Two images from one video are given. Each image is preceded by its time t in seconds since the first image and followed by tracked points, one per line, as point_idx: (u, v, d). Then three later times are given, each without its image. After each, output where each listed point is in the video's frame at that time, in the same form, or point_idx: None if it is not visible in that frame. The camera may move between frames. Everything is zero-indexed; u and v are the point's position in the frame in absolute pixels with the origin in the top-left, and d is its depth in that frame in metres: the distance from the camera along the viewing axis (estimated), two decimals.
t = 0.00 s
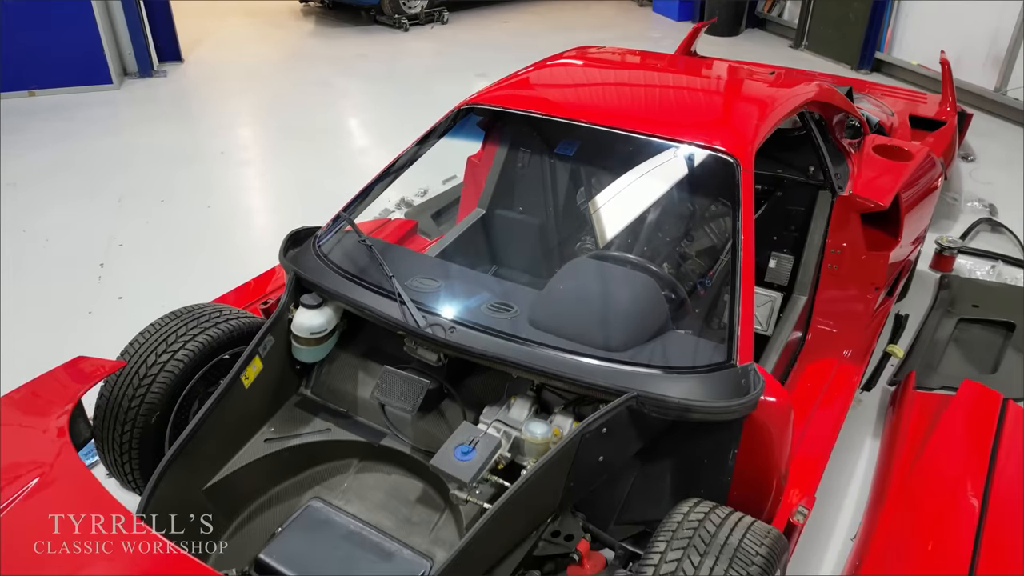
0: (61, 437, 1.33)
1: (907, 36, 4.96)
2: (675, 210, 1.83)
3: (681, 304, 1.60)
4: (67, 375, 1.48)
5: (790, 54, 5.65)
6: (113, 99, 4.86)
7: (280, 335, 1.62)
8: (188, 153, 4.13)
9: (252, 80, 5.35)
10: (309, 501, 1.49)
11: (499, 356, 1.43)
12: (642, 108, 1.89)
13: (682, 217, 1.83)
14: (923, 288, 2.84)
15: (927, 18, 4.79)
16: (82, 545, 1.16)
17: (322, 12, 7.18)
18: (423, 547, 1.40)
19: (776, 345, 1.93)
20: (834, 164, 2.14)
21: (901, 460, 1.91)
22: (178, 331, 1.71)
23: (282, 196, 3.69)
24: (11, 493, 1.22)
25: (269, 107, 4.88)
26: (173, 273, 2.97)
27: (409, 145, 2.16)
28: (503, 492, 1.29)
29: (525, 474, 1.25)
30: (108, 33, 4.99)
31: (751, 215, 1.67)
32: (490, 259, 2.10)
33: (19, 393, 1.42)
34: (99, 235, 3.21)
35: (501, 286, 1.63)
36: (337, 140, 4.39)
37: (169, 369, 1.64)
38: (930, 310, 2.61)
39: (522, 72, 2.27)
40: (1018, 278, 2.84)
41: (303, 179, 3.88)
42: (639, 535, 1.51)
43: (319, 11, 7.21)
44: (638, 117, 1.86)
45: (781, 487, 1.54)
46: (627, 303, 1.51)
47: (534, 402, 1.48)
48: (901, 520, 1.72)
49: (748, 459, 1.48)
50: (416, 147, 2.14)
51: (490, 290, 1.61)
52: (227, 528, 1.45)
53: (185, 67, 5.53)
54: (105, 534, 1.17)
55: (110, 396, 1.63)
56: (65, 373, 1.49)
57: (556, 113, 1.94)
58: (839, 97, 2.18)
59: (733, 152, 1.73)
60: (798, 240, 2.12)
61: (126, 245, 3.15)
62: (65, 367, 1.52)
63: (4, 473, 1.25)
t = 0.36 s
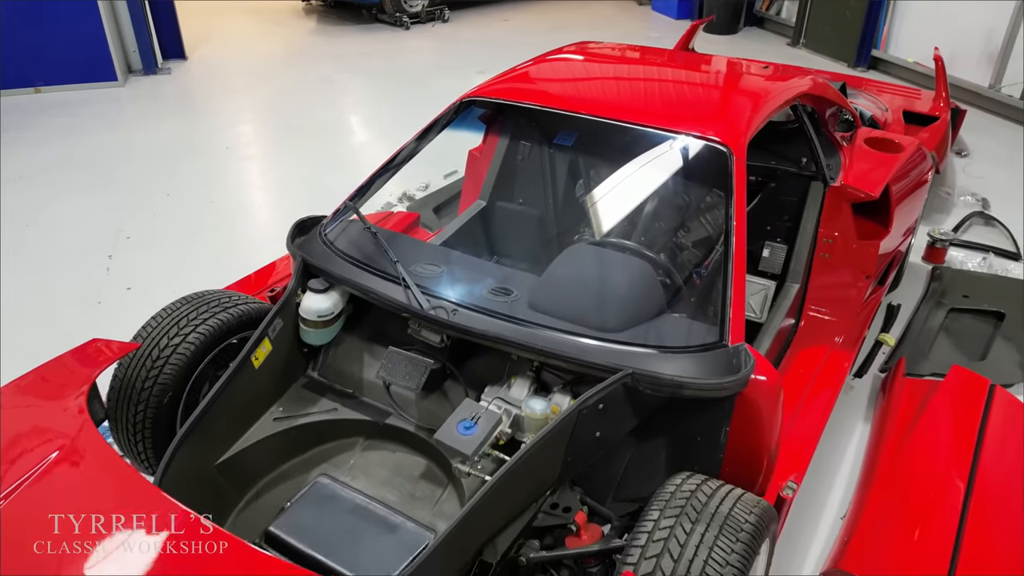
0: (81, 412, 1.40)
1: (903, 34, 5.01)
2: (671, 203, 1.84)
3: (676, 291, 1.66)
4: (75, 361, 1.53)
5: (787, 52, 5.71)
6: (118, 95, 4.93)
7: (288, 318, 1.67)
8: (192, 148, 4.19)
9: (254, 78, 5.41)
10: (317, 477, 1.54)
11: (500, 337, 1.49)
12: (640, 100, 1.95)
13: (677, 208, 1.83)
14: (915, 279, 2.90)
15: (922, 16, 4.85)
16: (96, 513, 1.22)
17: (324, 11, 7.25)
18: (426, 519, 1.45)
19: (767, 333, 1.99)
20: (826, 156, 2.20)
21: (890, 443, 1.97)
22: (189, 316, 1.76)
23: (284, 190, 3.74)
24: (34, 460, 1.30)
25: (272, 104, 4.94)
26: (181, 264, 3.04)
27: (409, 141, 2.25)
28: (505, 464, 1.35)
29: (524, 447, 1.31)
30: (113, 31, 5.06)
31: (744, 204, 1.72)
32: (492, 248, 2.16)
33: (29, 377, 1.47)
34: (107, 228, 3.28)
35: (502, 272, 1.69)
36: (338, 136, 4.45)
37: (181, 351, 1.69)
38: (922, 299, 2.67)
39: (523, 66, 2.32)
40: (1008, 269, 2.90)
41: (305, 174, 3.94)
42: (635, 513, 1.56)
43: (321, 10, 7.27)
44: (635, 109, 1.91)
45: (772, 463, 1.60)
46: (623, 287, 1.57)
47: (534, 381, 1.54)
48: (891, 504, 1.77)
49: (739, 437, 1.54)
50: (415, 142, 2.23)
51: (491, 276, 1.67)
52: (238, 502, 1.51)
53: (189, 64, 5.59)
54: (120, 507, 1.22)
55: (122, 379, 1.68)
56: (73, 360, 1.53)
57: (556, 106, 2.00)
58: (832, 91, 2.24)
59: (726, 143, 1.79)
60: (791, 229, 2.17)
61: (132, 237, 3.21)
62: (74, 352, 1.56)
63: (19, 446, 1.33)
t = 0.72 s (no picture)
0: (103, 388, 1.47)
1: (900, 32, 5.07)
2: (666, 194, 1.90)
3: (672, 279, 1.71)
4: (80, 346, 1.56)
5: (785, 50, 5.76)
6: (123, 92, 4.98)
7: (297, 302, 1.73)
8: (196, 143, 4.25)
9: (257, 75, 5.46)
10: (325, 454, 1.60)
11: (501, 318, 1.55)
12: (636, 92, 2.00)
13: (673, 200, 1.90)
14: (908, 270, 2.96)
15: (918, 13, 4.91)
16: (115, 477, 1.28)
17: (325, 9, 7.30)
18: (431, 495, 1.50)
19: (761, 318, 2.04)
20: (819, 148, 2.25)
21: (881, 423, 2.04)
22: (199, 302, 1.82)
23: (288, 185, 3.80)
24: (58, 425, 1.38)
25: (275, 101, 4.99)
26: (187, 257, 3.10)
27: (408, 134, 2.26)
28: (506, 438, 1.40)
29: (525, 422, 1.36)
30: (118, 28, 5.11)
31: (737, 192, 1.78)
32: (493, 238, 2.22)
33: (38, 363, 1.50)
34: (115, 222, 3.34)
35: (503, 259, 1.74)
36: (340, 132, 4.51)
37: (193, 335, 1.75)
38: (916, 288, 2.73)
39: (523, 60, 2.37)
40: (1000, 260, 2.96)
41: (308, 169, 3.99)
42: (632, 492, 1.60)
43: (323, 8, 7.32)
44: (631, 99, 1.96)
45: (764, 441, 1.66)
46: (620, 272, 1.62)
47: (534, 362, 1.60)
48: (881, 480, 1.83)
49: (732, 416, 1.59)
50: (416, 136, 2.25)
51: (492, 262, 1.72)
52: (250, 478, 1.56)
53: (192, 62, 5.65)
54: (136, 470, 1.30)
55: (136, 362, 1.74)
56: (82, 347, 1.56)
57: (555, 97, 2.05)
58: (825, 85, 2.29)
59: (720, 133, 1.84)
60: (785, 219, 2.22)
61: (140, 230, 3.28)
62: (81, 338, 1.60)
63: (27, 424, 1.37)
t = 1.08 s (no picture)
0: (115, 366, 1.55)
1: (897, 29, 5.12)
2: (664, 185, 1.92)
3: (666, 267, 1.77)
4: (87, 334, 1.63)
5: (783, 47, 5.81)
6: (128, 89, 5.05)
7: (305, 288, 1.79)
8: (201, 139, 4.31)
9: (260, 72, 5.52)
10: (332, 434, 1.65)
11: (503, 300, 1.61)
12: (634, 85, 2.06)
13: (671, 190, 1.92)
14: (902, 262, 3.01)
15: (915, 11, 4.96)
16: (139, 449, 1.35)
17: (327, 8, 7.37)
18: (435, 472, 1.55)
19: (756, 305, 2.07)
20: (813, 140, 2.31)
21: (872, 407, 2.09)
22: (210, 288, 1.87)
23: (291, 180, 3.86)
24: (64, 401, 1.45)
25: (278, 98, 5.05)
26: (193, 248, 3.16)
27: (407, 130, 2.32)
28: (507, 414, 1.45)
29: (527, 398, 1.42)
30: (124, 26, 5.18)
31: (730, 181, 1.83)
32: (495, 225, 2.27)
33: (48, 351, 1.58)
34: (122, 215, 3.40)
35: (504, 245, 1.80)
36: (342, 128, 4.56)
37: (204, 319, 1.80)
38: (910, 278, 2.78)
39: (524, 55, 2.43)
40: (991, 253, 3.02)
41: (311, 165, 4.05)
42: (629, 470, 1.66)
43: (325, 7, 7.39)
44: (629, 92, 2.02)
45: (756, 420, 1.72)
46: (617, 257, 1.68)
47: (535, 345, 1.66)
48: (871, 461, 1.89)
49: (726, 395, 1.65)
50: (415, 131, 2.30)
51: (494, 249, 1.78)
52: (260, 455, 1.62)
53: (196, 59, 5.71)
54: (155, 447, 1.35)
55: (150, 344, 1.79)
56: (91, 337, 1.62)
57: (555, 90, 2.11)
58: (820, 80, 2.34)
59: (715, 124, 1.90)
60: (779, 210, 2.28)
61: (147, 223, 3.34)
62: (90, 327, 1.66)
63: (32, 409, 1.44)
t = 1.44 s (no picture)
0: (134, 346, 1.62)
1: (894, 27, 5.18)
2: (662, 176, 1.99)
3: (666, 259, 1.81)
4: (96, 321, 1.68)
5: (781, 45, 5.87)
6: (133, 86, 5.10)
7: (314, 273, 1.84)
8: (205, 135, 4.37)
9: (264, 70, 5.58)
10: (340, 415, 1.70)
11: (506, 284, 1.66)
12: (633, 78, 2.11)
13: (669, 181, 1.98)
14: (896, 254, 3.07)
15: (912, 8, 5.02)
16: (148, 429, 1.40)
17: (329, 6, 7.43)
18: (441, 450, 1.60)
19: (751, 293, 2.14)
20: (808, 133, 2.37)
21: (865, 391, 2.15)
22: (221, 275, 1.92)
23: (295, 175, 3.92)
24: (71, 382, 1.50)
25: (282, 95, 5.12)
26: (200, 241, 3.22)
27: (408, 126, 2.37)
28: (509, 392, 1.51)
29: (528, 377, 1.48)
30: (129, 24, 5.23)
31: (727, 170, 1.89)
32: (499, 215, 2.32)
33: (55, 338, 1.62)
34: (129, 208, 3.46)
35: (506, 232, 1.85)
36: (345, 124, 4.62)
37: (216, 305, 1.86)
38: (905, 269, 2.83)
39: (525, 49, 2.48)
40: (984, 244, 3.08)
41: (314, 160, 4.10)
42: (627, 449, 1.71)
43: (327, 5, 7.45)
44: (628, 85, 2.08)
45: (751, 399, 1.78)
46: (616, 243, 1.73)
47: (536, 328, 1.72)
48: (863, 442, 1.95)
49: (722, 376, 1.71)
50: (416, 127, 2.35)
51: (497, 236, 1.84)
52: (271, 435, 1.67)
53: (200, 57, 5.77)
54: (174, 424, 1.42)
55: (163, 328, 1.85)
56: (103, 326, 1.67)
57: (556, 83, 2.17)
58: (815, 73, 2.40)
59: (711, 115, 1.96)
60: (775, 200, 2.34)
61: (155, 216, 3.40)
62: (96, 314, 1.71)
63: (41, 393, 1.48)
